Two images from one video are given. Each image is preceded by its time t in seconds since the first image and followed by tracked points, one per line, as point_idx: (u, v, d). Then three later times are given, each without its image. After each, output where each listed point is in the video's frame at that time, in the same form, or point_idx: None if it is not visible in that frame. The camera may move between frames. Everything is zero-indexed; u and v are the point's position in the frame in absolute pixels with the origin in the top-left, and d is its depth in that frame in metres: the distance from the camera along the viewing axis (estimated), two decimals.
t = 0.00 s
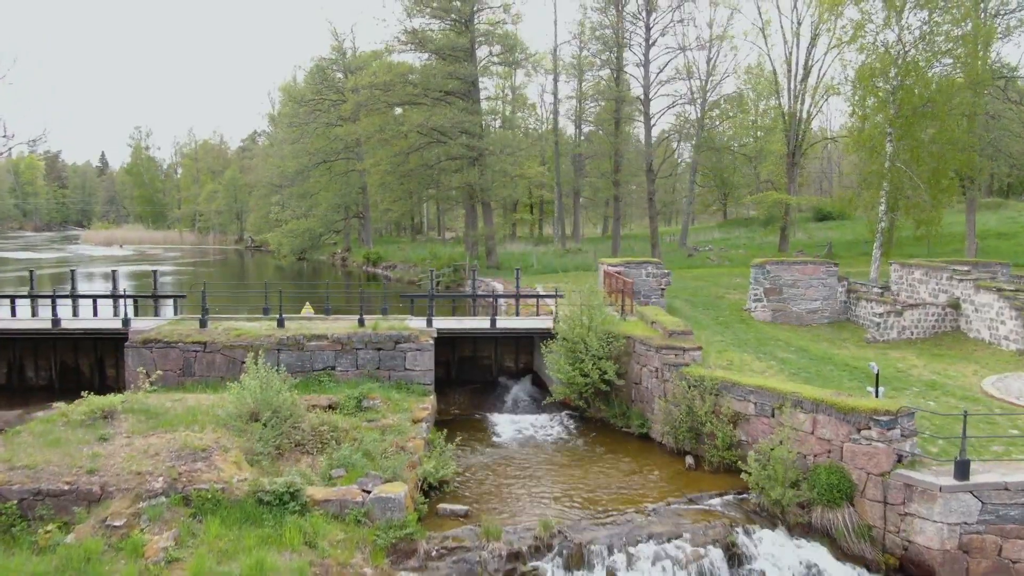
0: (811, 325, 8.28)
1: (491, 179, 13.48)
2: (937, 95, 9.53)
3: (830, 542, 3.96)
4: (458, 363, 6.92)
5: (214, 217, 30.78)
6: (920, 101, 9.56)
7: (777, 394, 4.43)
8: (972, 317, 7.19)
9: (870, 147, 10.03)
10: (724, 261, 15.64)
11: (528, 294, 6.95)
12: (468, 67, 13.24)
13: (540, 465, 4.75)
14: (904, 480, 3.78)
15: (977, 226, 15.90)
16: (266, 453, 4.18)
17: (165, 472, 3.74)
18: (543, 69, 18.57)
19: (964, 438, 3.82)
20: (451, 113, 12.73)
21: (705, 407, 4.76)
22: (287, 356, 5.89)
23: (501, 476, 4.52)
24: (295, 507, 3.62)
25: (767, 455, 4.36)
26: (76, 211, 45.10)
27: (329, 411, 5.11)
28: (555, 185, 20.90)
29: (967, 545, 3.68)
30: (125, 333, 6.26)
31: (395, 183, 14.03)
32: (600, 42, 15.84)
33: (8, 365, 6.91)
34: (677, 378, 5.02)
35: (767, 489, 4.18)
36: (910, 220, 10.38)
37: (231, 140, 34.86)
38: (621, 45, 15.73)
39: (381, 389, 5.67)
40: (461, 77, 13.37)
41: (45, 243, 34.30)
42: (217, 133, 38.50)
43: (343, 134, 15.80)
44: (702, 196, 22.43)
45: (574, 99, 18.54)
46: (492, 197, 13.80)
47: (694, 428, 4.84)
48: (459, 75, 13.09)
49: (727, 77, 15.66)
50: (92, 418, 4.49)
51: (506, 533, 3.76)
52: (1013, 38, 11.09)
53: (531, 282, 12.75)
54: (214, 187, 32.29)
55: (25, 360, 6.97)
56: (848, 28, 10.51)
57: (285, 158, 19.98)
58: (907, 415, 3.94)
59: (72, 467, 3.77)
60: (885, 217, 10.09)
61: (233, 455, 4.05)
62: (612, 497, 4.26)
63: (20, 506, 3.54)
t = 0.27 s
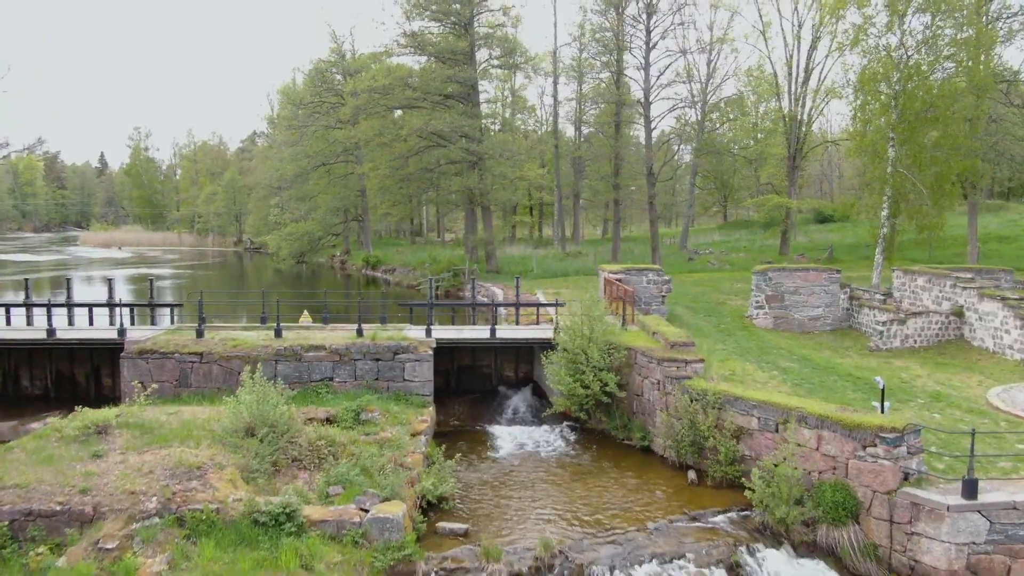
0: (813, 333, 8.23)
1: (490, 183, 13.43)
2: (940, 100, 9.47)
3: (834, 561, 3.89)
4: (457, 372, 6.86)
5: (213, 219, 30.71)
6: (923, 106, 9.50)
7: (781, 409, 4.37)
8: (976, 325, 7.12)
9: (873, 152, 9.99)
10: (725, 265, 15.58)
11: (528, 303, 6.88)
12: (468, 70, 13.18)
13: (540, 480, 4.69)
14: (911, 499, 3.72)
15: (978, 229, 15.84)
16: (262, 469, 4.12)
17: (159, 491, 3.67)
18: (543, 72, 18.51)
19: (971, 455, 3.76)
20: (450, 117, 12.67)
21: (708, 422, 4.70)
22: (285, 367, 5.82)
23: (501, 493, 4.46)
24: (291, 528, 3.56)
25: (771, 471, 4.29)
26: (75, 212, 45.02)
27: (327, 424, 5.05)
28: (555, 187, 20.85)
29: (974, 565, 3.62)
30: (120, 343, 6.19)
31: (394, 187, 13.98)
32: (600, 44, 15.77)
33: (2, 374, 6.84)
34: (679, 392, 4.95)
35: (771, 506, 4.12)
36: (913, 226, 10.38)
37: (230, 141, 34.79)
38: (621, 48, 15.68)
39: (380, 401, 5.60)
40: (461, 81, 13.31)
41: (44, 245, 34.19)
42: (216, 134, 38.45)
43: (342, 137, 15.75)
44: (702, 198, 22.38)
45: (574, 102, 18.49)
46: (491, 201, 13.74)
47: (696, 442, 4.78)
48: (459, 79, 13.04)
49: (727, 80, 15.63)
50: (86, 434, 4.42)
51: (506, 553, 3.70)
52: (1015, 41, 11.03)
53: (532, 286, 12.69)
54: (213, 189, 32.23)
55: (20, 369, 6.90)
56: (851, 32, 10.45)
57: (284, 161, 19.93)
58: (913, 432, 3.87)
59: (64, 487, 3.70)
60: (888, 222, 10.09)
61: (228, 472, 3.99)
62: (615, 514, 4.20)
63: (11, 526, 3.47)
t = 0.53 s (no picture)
0: (815, 340, 8.17)
1: (490, 187, 13.38)
2: (943, 106, 9.39)
3: None
4: (456, 382, 6.80)
5: (212, 221, 30.66)
6: (926, 112, 9.42)
7: (785, 425, 4.30)
8: (980, 335, 7.06)
9: (875, 157, 9.90)
10: (725, 269, 15.53)
11: (527, 312, 6.82)
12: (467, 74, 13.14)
13: (540, 497, 4.64)
14: (918, 519, 3.64)
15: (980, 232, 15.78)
16: (258, 488, 4.05)
17: (152, 513, 3.61)
18: (542, 74, 18.48)
19: (980, 475, 3.68)
20: (450, 121, 12.61)
21: (711, 437, 4.63)
22: (282, 379, 5.77)
23: (501, 512, 4.41)
24: (286, 551, 3.49)
25: (775, 489, 4.23)
26: (74, 213, 44.99)
27: (324, 439, 4.99)
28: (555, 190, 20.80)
29: None
30: (116, 354, 6.12)
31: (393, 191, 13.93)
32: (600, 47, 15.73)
33: None
34: (682, 406, 4.89)
35: (775, 525, 4.05)
36: (915, 231, 10.27)
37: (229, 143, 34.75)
38: (621, 51, 15.64)
39: (379, 413, 5.54)
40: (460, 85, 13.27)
41: (43, 246, 34.15)
42: (215, 135, 38.43)
43: (341, 141, 15.70)
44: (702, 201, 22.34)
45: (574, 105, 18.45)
46: (491, 205, 13.69)
47: (699, 457, 4.71)
48: (458, 83, 12.99)
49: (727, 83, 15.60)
50: (80, 451, 4.36)
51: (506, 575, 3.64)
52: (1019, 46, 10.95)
53: (531, 291, 12.64)
54: (212, 191, 32.19)
55: (16, 379, 6.84)
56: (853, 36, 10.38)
57: (284, 163, 19.87)
58: (920, 450, 3.80)
59: (56, 508, 3.64)
60: (890, 228, 9.98)
61: (223, 491, 3.92)
62: (616, 533, 4.14)
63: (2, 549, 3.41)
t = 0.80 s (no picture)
0: (817, 349, 8.12)
1: (490, 191, 13.34)
2: (946, 111, 9.34)
3: None
4: (456, 393, 6.75)
5: (211, 223, 30.63)
6: (928, 118, 9.38)
7: (790, 442, 4.24)
8: (984, 344, 6.99)
9: (876, 163, 9.83)
10: (725, 273, 15.49)
11: (528, 323, 6.77)
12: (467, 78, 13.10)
13: (541, 514, 4.58)
14: (925, 540, 3.57)
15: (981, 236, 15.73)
16: (254, 507, 3.98)
17: (146, 535, 3.54)
18: (542, 77, 18.44)
19: (989, 495, 3.62)
20: (450, 126, 12.57)
21: (714, 454, 4.57)
22: (279, 391, 5.70)
23: (501, 531, 4.35)
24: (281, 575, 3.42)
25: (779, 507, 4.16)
26: (74, 214, 44.93)
27: (322, 454, 4.92)
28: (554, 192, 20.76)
29: None
30: (112, 365, 6.06)
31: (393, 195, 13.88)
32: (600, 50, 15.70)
33: None
34: (684, 421, 4.83)
35: (780, 545, 3.98)
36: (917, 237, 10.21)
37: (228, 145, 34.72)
38: (621, 55, 15.61)
39: (377, 427, 5.48)
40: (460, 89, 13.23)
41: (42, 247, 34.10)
42: (214, 136, 38.41)
43: (340, 145, 15.65)
44: (702, 203, 22.29)
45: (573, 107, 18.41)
46: (491, 209, 13.65)
47: (702, 473, 4.65)
48: (458, 87, 12.95)
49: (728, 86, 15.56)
50: (73, 468, 4.30)
51: None
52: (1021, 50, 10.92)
53: (531, 296, 12.58)
54: (211, 192, 32.14)
55: (11, 389, 6.78)
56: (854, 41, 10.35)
57: (283, 166, 19.83)
58: (927, 470, 3.74)
59: (48, 530, 3.58)
60: (892, 234, 9.93)
61: (219, 511, 3.86)
62: (617, 554, 4.08)
63: None
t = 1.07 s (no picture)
0: (820, 357, 8.06)
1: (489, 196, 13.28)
2: (950, 117, 9.28)
3: None
4: (456, 404, 6.69)
5: (210, 225, 30.54)
6: (932, 124, 9.31)
7: (794, 460, 4.17)
8: (989, 354, 6.93)
9: (879, 169, 9.77)
10: (726, 277, 15.43)
11: (528, 333, 6.71)
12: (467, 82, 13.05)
13: (542, 533, 4.52)
14: (933, 563, 3.51)
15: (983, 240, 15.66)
16: (250, 528, 3.92)
17: (139, 558, 3.47)
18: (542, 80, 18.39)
19: (998, 516, 3.55)
20: (449, 130, 12.51)
21: (718, 471, 4.50)
22: (277, 404, 5.64)
23: (502, 551, 4.30)
24: None
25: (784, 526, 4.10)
26: (73, 215, 44.86)
27: (320, 469, 4.86)
28: (554, 195, 20.69)
29: None
30: (107, 377, 6.00)
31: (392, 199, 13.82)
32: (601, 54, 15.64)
33: None
34: (687, 436, 4.76)
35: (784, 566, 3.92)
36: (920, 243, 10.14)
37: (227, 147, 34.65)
38: (621, 58, 15.56)
39: (376, 441, 5.41)
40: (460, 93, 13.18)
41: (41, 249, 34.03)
42: (214, 137, 38.34)
43: (339, 148, 15.59)
44: (702, 205, 22.23)
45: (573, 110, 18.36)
46: (491, 213, 13.59)
47: (705, 490, 4.58)
48: (458, 91, 12.89)
49: (728, 90, 15.50)
50: (67, 487, 4.23)
51: None
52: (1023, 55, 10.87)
53: (531, 302, 12.51)
54: (210, 194, 32.06)
55: (6, 400, 6.72)
56: (856, 46, 10.29)
57: (282, 169, 19.75)
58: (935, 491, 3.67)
59: (39, 553, 3.51)
60: (894, 241, 9.86)
61: (214, 533, 3.79)
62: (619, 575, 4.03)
63: None
